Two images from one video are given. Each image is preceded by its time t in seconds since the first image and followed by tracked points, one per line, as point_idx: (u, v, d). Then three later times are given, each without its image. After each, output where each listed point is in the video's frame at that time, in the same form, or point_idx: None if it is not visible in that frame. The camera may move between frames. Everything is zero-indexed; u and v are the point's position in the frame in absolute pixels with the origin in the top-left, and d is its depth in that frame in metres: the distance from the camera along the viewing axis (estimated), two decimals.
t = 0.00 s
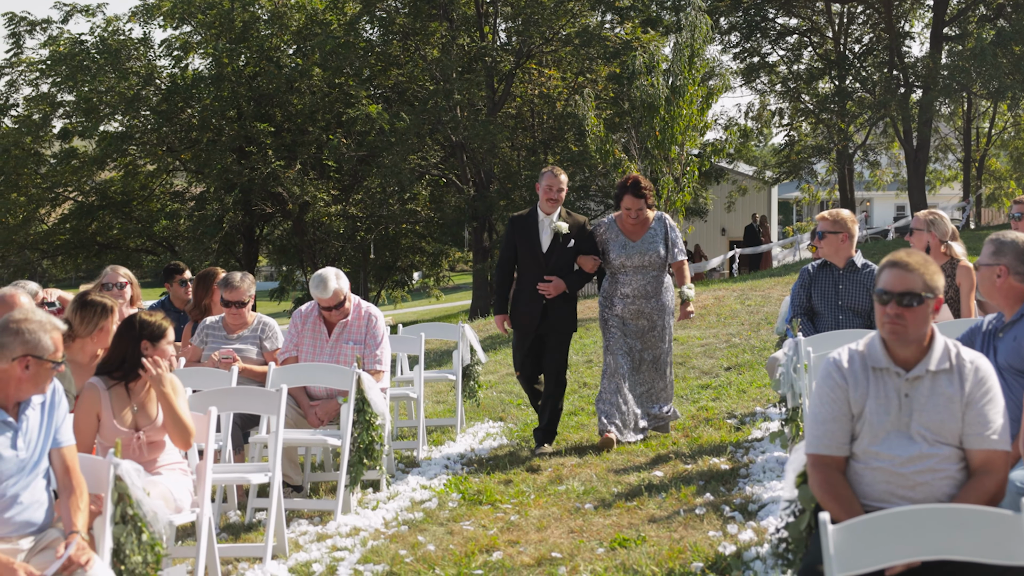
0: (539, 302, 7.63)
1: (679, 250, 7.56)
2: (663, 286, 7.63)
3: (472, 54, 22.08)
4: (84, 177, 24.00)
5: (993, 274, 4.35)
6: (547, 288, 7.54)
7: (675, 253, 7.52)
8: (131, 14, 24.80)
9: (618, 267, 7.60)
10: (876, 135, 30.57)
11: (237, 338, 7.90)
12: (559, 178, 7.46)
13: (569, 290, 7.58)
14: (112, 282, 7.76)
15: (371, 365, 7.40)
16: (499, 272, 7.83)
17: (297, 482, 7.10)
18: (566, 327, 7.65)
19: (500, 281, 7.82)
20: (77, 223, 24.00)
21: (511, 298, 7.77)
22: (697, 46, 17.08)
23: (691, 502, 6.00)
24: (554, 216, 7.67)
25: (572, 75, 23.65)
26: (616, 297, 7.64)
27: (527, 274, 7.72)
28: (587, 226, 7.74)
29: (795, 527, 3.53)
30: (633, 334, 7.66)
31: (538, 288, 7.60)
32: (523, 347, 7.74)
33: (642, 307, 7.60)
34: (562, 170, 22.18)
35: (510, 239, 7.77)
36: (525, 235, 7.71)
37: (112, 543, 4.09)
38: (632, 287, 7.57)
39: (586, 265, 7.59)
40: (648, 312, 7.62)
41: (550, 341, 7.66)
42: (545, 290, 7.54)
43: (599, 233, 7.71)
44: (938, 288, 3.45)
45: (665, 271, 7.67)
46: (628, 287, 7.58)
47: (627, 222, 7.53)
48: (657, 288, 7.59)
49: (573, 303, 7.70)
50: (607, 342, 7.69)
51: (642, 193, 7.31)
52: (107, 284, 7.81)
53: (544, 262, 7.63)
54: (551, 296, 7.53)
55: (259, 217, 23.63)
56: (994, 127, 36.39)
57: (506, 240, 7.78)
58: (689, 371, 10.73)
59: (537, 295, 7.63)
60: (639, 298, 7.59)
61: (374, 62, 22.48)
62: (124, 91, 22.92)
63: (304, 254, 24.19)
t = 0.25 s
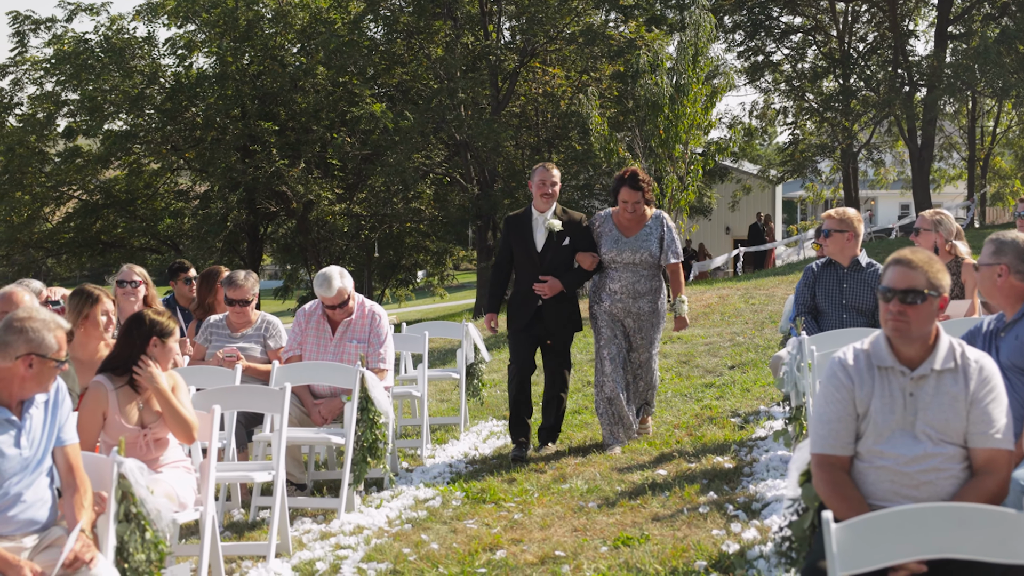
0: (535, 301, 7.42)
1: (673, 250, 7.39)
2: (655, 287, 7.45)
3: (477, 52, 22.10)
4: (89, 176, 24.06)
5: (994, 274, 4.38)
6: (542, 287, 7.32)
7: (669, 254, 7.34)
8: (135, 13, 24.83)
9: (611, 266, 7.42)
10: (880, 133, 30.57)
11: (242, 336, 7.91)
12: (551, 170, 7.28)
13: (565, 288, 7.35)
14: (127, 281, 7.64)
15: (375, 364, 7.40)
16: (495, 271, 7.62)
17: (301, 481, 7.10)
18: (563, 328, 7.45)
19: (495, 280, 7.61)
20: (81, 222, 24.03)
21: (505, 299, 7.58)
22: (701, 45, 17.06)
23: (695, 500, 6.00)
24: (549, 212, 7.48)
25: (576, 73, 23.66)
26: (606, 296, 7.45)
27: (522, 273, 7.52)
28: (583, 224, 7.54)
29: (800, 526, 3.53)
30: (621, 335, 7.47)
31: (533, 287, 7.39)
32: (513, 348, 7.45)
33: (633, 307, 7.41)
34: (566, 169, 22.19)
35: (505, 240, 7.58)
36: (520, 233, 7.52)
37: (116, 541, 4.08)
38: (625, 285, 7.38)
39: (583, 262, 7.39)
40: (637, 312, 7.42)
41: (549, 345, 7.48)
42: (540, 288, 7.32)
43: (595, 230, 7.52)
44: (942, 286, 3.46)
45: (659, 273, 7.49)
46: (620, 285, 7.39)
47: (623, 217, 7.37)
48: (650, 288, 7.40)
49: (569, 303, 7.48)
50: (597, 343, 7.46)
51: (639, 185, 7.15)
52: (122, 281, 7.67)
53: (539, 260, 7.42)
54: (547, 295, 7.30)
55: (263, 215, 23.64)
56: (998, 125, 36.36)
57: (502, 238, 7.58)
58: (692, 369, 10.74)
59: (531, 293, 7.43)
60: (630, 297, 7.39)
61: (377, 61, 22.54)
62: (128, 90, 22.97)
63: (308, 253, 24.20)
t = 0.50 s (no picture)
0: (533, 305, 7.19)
1: (674, 246, 7.17)
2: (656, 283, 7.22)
3: (480, 51, 22.09)
4: (93, 174, 24.09)
5: (1003, 271, 4.41)
6: (540, 291, 7.12)
7: (668, 250, 7.13)
8: (139, 12, 24.80)
9: (610, 263, 7.21)
10: (884, 132, 30.54)
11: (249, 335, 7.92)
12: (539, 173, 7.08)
13: (563, 290, 7.13)
14: (140, 283, 7.65)
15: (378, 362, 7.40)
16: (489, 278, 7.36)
17: (303, 479, 7.10)
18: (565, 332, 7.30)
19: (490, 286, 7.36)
20: (85, 220, 24.05)
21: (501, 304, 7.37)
22: (704, 44, 17.00)
23: (698, 499, 6.00)
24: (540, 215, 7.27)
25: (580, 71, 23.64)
26: (604, 295, 7.24)
27: (517, 278, 7.30)
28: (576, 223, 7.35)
29: (802, 524, 3.53)
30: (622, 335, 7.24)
31: (531, 292, 7.17)
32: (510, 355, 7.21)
33: (633, 305, 7.17)
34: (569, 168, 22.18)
35: (499, 247, 7.31)
36: (511, 238, 7.27)
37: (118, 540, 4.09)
38: (624, 283, 7.17)
39: (581, 262, 7.20)
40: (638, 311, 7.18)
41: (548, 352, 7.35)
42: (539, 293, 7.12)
43: (590, 228, 7.33)
44: (947, 286, 3.45)
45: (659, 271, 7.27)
46: (619, 283, 7.18)
47: (620, 214, 7.17)
48: (649, 286, 7.18)
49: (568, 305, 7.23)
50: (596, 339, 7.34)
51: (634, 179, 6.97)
52: (134, 283, 7.69)
53: (535, 265, 7.22)
54: (546, 299, 7.11)
55: (266, 214, 23.63)
56: (1003, 124, 36.31)
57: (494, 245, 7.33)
58: (696, 368, 10.73)
59: (530, 298, 7.20)
60: (629, 295, 7.17)
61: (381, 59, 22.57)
62: (131, 89, 22.97)
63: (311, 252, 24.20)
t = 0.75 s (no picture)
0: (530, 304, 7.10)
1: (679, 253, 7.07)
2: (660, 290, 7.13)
3: (484, 50, 22.09)
4: (97, 173, 24.12)
5: (1010, 271, 4.42)
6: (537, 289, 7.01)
7: (672, 258, 7.02)
8: (143, 11, 24.79)
9: (611, 267, 7.13)
10: (889, 131, 30.52)
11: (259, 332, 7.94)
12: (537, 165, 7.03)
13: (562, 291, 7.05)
14: (155, 283, 7.65)
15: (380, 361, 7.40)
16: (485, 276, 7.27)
17: (306, 478, 7.10)
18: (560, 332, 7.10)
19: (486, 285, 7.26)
20: (88, 220, 24.07)
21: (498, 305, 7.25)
22: (708, 42, 16.99)
23: (701, 498, 5.99)
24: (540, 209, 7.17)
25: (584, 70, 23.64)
26: (607, 299, 7.17)
27: (514, 277, 7.20)
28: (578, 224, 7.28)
29: (804, 523, 3.53)
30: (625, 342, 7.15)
31: (527, 290, 7.08)
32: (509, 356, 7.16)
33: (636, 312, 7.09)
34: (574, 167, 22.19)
35: (494, 240, 7.24)
36: (511, 235, 7.19)
37: (121, 538, 4.09)
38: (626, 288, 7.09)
39: (581, 262, 7.10)
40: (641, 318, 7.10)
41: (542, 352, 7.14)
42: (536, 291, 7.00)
43: (592, 229, 7.25)
44: (949, 285, 3.45)
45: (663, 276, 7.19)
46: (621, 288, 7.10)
47: (624, 217, 7.08)
48: (653, 292, 7.09)
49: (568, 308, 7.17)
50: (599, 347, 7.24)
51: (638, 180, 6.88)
52: (148, 283, 7.69)
53: (532, 262, 7.12)
54: (543, 297, 7.00)
55: (270, 213, 23.63)
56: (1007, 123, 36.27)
57: (490, 241, 7.25)
58: (699, 368, 10.72)
59: (526, 297, 7.11)
60: (632, 300, 7.09)
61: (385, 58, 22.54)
62: (135, 88, 22.99)
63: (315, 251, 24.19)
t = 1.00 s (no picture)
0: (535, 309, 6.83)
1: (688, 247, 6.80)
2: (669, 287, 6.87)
3: (487, 49, 22.10)
4: (100, 172, 24.14)
5: (1009, 270, 4.43)
6: (542, 295, 6.76)
7: (682, 252, 6.77)
8: (146, 9, 24.79)
9: (619, 264, 6.86)
10: (892, 129, 30.51)
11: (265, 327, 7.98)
12: (547, 170, 6.77)
13: (568, 295, 6.78)
14: (162, 283, 7.65)
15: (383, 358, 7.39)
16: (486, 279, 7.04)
17: (309, 476, 7.11)
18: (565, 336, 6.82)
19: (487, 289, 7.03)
20: (92, 218, 24.10)
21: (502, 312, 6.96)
22: (711, 41, 16.99)
23: (703, 497, 5.99)
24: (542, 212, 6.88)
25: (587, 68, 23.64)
26: (614, 299, 6.90)
27: (518, 280, 6.94)
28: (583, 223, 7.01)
29: (805, 523, 3.53)
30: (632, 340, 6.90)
31: (532, 294, 6.82)
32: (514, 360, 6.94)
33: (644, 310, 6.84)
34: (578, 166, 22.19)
35: (496, 241, 7.02)
36: (515, 237, 6.95)
37: (124, 537, 4.09)
38: (633, 286, 6.84)
39: (588, 264, 6.83)
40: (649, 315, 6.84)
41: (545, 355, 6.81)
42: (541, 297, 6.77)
43: (598, 227, 6.97)
44: (952, 284, 3.43)
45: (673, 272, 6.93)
46: (628, 286, 6.84)
47: (630, 212, 6.82)
48: (662, 289, 6.84)
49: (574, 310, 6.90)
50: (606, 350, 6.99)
51: (643, 174, 6.63)
52: (156, 283, 7.69)
53: (537, 268, 6.85)
54: (548, 303, 6.75)
55: (274, 212, 23.64)
56: (1012, 121, 36.25)
57: (492, 242, 7.03)
58: (702, 366, 10.72)
59: (530, 301, 6.84)
60: (641, 299, 6.84)
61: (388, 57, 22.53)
62: (139, 87, 23.01)
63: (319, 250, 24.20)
